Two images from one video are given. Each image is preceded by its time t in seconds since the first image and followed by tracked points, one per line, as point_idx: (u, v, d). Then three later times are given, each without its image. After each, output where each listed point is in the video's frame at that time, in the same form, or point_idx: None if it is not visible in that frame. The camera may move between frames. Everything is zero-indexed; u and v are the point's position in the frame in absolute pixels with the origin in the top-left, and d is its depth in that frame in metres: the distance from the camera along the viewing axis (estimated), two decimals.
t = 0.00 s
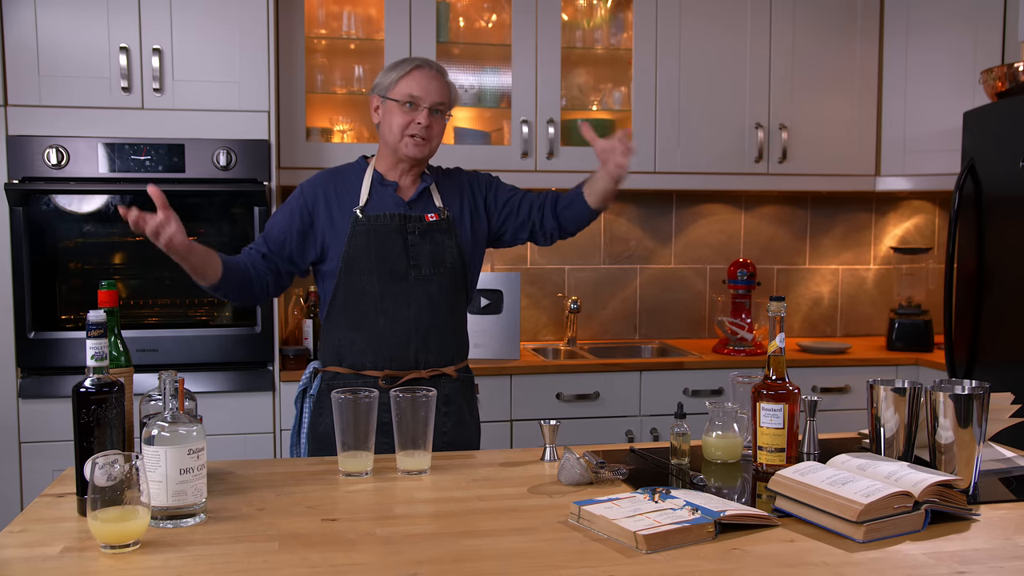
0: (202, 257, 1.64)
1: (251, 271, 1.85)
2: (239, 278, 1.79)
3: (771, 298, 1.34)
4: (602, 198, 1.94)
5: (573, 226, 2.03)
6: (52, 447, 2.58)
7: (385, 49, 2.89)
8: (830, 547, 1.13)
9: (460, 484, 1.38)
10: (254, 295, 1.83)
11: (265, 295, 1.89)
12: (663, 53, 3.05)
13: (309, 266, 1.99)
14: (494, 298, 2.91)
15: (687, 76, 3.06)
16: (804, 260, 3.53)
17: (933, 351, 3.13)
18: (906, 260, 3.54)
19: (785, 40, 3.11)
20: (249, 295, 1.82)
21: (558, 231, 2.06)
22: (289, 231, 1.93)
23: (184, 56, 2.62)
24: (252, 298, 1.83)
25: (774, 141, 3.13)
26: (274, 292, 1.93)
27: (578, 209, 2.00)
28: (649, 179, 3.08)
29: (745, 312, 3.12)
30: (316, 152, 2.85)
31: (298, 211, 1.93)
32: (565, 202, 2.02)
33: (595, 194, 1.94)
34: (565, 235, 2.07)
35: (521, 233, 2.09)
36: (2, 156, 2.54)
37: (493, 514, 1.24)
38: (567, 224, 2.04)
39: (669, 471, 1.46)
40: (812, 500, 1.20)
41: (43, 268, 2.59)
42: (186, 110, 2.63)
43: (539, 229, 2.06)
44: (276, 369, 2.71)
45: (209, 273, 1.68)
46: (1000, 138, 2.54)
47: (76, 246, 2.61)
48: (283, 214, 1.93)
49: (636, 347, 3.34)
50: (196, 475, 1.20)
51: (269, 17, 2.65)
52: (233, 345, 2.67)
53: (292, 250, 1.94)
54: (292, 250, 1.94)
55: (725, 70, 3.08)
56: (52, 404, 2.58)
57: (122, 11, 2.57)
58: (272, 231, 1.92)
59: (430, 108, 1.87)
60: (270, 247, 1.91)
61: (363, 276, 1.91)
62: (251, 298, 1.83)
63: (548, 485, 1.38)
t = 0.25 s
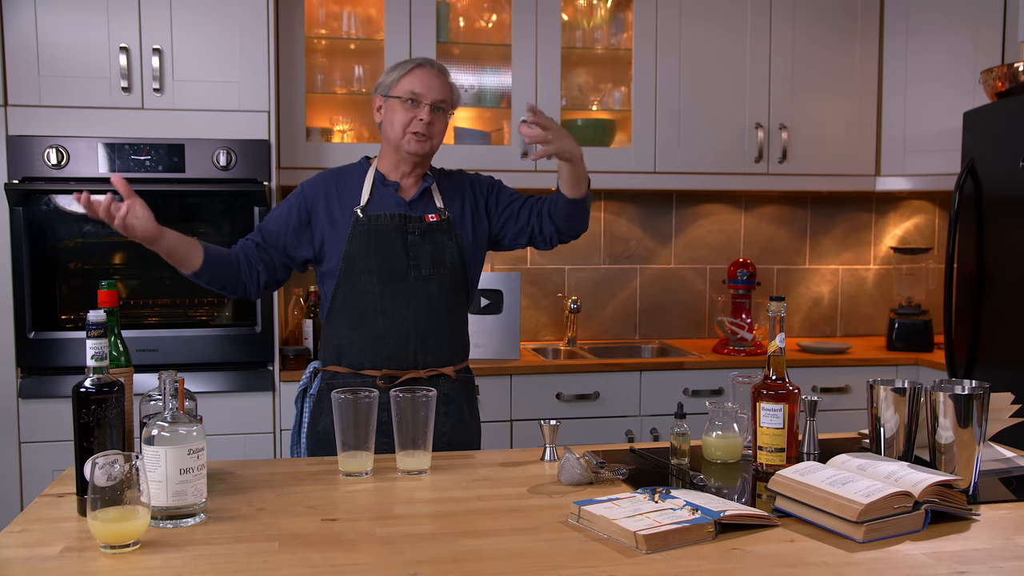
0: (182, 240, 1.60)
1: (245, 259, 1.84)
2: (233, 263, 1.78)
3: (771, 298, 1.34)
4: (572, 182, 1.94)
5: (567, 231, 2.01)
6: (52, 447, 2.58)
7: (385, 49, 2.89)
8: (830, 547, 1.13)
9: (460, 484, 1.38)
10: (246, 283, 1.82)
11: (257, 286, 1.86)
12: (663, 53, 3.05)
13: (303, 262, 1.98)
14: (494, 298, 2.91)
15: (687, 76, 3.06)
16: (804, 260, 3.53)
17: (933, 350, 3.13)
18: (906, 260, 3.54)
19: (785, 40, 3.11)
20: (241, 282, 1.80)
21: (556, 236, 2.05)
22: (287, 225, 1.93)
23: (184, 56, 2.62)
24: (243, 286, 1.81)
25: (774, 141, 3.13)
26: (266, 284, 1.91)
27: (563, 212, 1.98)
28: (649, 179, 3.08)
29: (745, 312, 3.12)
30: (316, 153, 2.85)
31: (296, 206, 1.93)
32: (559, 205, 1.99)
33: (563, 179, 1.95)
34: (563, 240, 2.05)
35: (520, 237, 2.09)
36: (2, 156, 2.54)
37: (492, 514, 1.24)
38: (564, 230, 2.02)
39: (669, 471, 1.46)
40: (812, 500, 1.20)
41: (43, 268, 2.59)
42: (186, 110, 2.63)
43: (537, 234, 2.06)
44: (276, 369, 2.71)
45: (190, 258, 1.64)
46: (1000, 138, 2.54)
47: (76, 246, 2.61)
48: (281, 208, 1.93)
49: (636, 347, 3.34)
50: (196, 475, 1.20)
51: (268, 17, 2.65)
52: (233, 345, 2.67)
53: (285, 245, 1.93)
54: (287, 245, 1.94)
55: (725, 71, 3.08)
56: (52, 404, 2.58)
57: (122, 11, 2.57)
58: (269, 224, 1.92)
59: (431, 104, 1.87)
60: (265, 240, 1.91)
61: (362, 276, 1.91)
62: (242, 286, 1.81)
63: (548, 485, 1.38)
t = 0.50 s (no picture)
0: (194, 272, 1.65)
1: (252, 274, 1.88)
2: (240, 281, 1.82)
3: (771, 298, 1.34)
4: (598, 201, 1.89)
5: (568, 235, 2.01)
6: (52, 447, 2.58)
7: (385, 49, 2.89)
8: (830, 547, 1.13)
9: (460, 484, 1.38)
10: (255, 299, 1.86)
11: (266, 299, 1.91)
12: (663, 53, 3.05)
13: (312, 268, 2.00)
14: (494, 298, 2.91)
15: (687, 76, 3.06)
16: (804, 260, 3.53)
17: (933, 351, 3.13)
18: (906, 260, 3.53)
19: (785, 40, 3.11)
20: (250, 297, 1.84)
21: (554, 238, 2.05)
22: (290, 233, 1.94)
23: (184, 56, 2.62)
24: (252, 301, 1.86)
25: (774, 141, 3.13)
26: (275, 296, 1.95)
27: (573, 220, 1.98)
28: (649, 179, 3.08)
29: (745, 312, 3.12)
30: (316, 153, 2.85)
31: (297, 212, 1.94)
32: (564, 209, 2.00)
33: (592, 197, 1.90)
34: (563, 243, 2.05)
35: (518, 239, 2.08)
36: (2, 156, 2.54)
37: (493, 514, 1.24)
38: (563, 232, 2.02)
39: (669, 471, 1.46)
40: (812, 500, 1.20)
41: (43, 268, 2.59)
42: (186, 110, 2.63)
43: (536, 236, 2.06)
44: (276, 369, 2.71)
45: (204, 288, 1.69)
46: (999, 138, 2.54)
47: (76, 246, 2.61)
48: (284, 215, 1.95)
49: (636, 347, 3.34)
50: (196, 475, 1.20)
51: (269, 17, 2.65)
52: (233, 344, 2.67)
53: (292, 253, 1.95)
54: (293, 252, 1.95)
55: (725, 71, 3.08)
56: (52, 404, 2.58)
57: (122, 11, 2.57)
58: (273, 234, 1.94)
59: (427, 108, 1.86)
60: (271, 251, 1.93)
61: (359, 276, 1.92)
62: (252, 301, 1.86)
63: (548, 485, 1.38)
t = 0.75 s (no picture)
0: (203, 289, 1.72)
1: (257, 282, 1.92)
2: (244, 291, 1.86)
3: (771, 298, 1.34)
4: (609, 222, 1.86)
5: (566, 243, 1.99)
6: (51, 447, 2.58)
7: (385, 49, 2.89)
8: (830, 547, 1.13)
9: (460, 484, 1.38)
10: (260, 306, 1.91)
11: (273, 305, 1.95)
12: (663, 53, 3.05)
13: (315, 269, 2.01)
14: (494, 298, 2.91)
15: (687, 76, 3.06)
16: (804, 260, 3.53)
17: (933, 350, 3.13)
18: (906, 260, 3.53)
19: (785, 40, 3.11)
20: (256, 305, 1.89)
21: (554, 247, 2.02)
22: (292, 237, 1.95)
23: (184, 56, 2.62)
24: (258, 309, 1.91)
25: (774, 141, 3.13)
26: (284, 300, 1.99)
27: (575, 230, 1.95)
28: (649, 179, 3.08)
29: (745, 312, 3.12)
30: (316, 153, 2.85)
31: (298, 216, 1.95)
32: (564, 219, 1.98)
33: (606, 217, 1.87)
34: (562, 252, 2.02)
35: (517, 244, 2.08)
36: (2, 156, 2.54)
37: (492, 514, 1.24)
38: (563, 240, 2.00)
39: (669, 471, 1.46)
40: (812, 500, 1.20)
41: (42, 269, 2.59)
42: (186, 110, 2.63)
43: (535, 243, 2.04)
44: (276, 369, 2.71)
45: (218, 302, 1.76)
46: (1000, 138, 2.54)
47: (76, 246, 2.61)
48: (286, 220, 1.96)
49: (636, 347, 3.34)
50: (196, 475, 1.20)
51: (268, 17, 2.65)
52: (233, 344, 2.67)
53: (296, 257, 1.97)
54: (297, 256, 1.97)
55: (725, 71, 3.08)
56: (52, 404, 2.58)
57: (122, 11, 2.57)
58: (276, 239, 1.95)
59: (419, 110, 1.86)
60: (276, 257, 1.95)
61: (358, 277, 1.92)
62: (259, 309, 1.91)
63: (548, 485, 1.38)
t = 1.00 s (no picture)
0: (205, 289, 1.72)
1: (255, 282, 1.91)
2: (242, 290, 1.85)
3: (771, 298, 1.34)
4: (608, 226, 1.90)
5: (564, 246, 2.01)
6: (52, 447, 2.58)
7: (385, 49, 2.89)
8: (830, 547, 1.13)
9: (460, 483, 1.38)
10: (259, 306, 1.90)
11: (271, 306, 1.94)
12: (663, 53, 3.05)
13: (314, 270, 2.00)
14: (494, 298, 2.91)
15: (687, 76, 3.06)
16: (804, 260, 3.53)
17: (933, 350, 3.13)
18: (906, 260, 3.53)
19: (785, 40, 3.11)
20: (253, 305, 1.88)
21: (551, 249, 2.04)
22: (291, 237, 1.95)
23: (185, 56, 2.62)
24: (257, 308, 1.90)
25: (774, 141, 3.13)
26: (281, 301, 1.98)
27: (574, 234, 1.97)
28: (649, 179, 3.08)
29: (745, 312, 3.12)
30: (316, 153, 2.85)
31: (297, 216, 1.95)
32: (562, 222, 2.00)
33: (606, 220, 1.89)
34: (559, 253, 2.04)
35: (515, 245, 2.09)
36: (2, 156, 2.54)
37: (492, 513, 1.24)
38: (560, 242, 2.01)
39: (669, 471, 1.46)
40: (812, 500, 1.20)
41: (42, 269, 2.59)
42: (186, 110, 2.63)
43: (532, 245, 2.06)
44: (276, 369, 2.71)
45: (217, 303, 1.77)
46: (999, 137, 2.54)
47: (76, 246, 2.60)
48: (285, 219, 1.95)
49: (636, 347, 3.34)
50: (196, 475, 1.20)
51: (269, 17, 2.65)
52: (233, 344, 2.67)
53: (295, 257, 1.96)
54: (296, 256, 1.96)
55: (725, 71, 3.08)
56: (52, 404, 2.58)
57: (122, 11, 2.57)
58: (275, 239, 1.95)
59: (419, 111, 1.86)
60: (274, 258, 1.95)
61: (359, 278, 1.92)
62: (257, 309, 1.90)
63: (548, 485, 1.38)
